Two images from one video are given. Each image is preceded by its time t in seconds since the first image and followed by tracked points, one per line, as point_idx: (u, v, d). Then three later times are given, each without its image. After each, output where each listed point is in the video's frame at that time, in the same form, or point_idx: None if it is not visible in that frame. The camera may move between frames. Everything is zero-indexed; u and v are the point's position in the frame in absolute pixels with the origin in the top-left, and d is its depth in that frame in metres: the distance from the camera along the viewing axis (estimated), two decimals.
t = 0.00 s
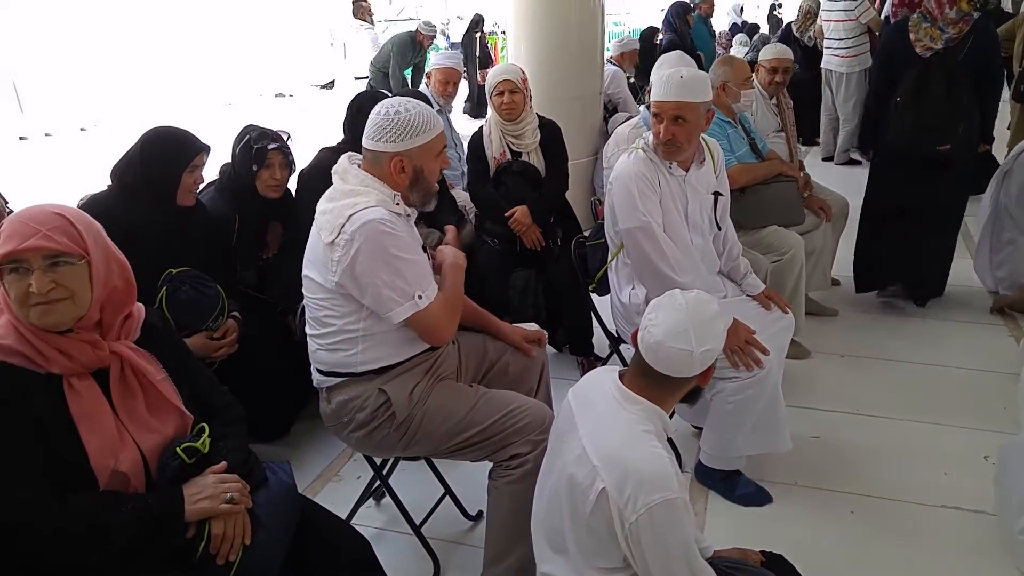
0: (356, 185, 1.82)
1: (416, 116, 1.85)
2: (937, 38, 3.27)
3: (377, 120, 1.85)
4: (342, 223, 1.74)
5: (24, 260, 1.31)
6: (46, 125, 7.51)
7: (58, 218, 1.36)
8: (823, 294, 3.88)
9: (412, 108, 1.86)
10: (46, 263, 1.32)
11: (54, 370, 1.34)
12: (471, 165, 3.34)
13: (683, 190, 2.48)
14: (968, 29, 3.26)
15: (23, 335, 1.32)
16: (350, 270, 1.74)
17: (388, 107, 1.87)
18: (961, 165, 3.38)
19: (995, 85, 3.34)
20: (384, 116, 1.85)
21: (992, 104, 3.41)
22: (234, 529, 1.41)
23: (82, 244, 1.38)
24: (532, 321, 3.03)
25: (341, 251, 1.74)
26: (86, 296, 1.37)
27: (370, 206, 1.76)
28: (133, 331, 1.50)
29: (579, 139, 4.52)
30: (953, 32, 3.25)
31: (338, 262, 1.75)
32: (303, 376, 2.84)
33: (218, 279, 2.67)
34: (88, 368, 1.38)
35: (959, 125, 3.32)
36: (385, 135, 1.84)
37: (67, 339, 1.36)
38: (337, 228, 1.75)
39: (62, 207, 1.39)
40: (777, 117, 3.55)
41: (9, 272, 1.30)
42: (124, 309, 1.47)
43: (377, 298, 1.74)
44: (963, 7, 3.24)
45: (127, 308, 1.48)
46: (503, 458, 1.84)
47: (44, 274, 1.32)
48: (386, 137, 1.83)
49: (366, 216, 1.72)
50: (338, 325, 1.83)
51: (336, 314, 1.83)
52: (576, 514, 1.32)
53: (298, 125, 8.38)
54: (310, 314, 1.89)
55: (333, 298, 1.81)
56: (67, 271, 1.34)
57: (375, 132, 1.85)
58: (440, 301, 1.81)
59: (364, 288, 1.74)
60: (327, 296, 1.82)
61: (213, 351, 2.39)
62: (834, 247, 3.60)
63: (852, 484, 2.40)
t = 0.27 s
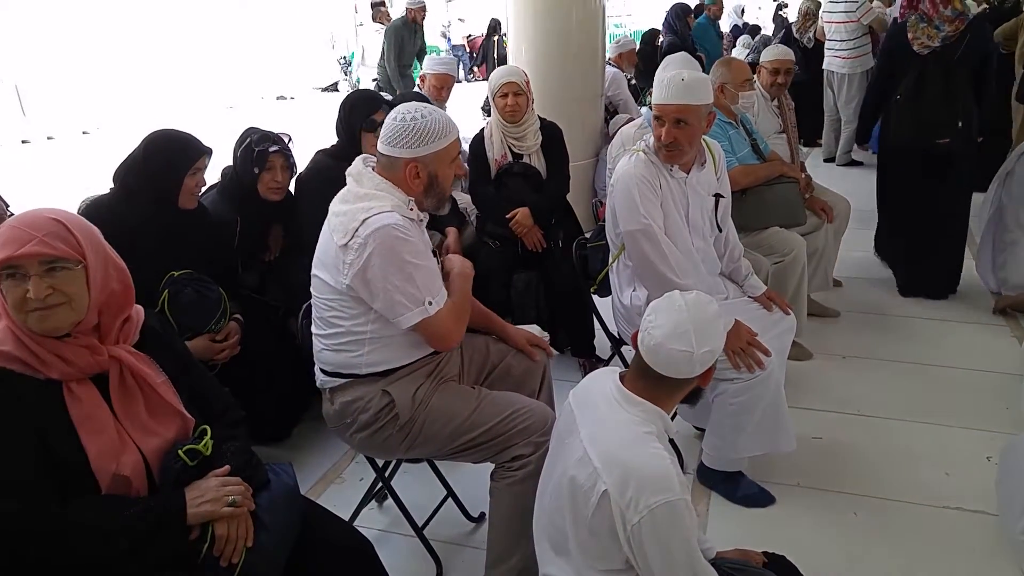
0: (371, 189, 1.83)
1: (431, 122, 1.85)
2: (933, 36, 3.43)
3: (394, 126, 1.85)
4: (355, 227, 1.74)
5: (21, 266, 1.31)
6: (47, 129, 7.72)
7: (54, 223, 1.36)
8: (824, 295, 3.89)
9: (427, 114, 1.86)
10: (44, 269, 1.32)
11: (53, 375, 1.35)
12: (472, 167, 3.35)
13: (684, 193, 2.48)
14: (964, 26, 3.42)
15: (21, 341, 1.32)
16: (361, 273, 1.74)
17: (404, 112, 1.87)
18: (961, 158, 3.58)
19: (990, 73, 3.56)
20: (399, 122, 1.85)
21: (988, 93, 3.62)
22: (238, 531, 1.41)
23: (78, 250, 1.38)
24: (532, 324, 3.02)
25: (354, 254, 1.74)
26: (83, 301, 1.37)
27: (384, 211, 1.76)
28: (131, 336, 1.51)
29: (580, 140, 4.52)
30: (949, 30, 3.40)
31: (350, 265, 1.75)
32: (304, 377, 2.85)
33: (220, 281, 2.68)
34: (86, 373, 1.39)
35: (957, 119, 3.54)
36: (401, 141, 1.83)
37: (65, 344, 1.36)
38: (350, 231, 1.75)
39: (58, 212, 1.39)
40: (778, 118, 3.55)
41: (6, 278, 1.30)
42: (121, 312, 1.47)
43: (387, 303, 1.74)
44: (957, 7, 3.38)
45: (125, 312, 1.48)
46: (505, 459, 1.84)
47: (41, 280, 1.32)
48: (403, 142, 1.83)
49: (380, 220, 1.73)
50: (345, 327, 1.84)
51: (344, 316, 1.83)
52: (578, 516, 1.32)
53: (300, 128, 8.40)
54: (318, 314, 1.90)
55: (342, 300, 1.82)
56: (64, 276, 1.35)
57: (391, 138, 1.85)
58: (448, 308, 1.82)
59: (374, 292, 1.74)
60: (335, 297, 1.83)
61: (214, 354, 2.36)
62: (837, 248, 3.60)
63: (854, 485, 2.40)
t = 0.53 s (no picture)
0: (384, 193, 1.81)
1: (444, 126, 1.85)
2: (917, 38, 3.55)
3: (407, 130, 1.85)
4: (368, 230, 1.73)
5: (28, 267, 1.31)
6: (50, 131, 7.81)
7: (61, 224, 1.36)
8: (827, 297, 3.88)
9: (439, 118, 1.86)
10: (51, 271, 1.32)
11: (57, 377, 1.34)
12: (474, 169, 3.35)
13: (686, 195, 2.48)
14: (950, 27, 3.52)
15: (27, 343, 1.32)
16: (373, 277, 1.73)
17: (417, 116, 1.87)
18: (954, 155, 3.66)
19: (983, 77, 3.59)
20: (413, 126, 1.85)
21: (985, 94, 3.64)
22: (240, 532, 1.41)
23: (84, 251, 1.38)
24: (535, 325, 3.03)
25: (366, 258, 1.73)
26: (90, 303, 1.37)
27: (397, 215, 1.74)
28: (134, 338, 1.50)
29: (582, 142, 4.52)
30: (935, 31, 3.51)
31: (362, 268, 1.74)
32: (306, 379, 2.85)
33: (222, 282, 2.68)
34: (90, 374, 1.38)
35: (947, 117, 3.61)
36: (415, 146, 1.83)
37: (71, 345, 1.36)
38: (363, 234, 1.73)
39: (63, 214, 1.38)
40: (782, 120, 3.55)
41: (12, 280, 1.30)
42: (125, 314, 1.47)
43: (398, 306, 1.73)
44: (942, 10, 3.47)
45: (128, 313, 1.48)
46: (507, 461, 1.83)
47: (48, 282, 1.32)
48: (418, 147, 1.83)
49: (393, 224, 1.71)
50: (353, 328, 1.83)
51: (353, 319, 1.82)
52: (581, 518, 1.31)
53: (302, 129, 8.41)
54: (325, 313, 1.89)
55: (351, 302, 1.81)
56: (71, 278, 1.34)
57: (405, 142, 1.84)
58: (457, 314, 1.81)
59: (386, 296, 1.73)
60: (345, 299, 1.82)
61: (216, 356, 2.34)
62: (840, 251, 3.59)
63: (857, 488, 2.39)
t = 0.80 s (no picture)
0: (399, 196, 1.81)
1: (456, 130, 1.85)
2: (911, 32, 3.82)
3: (418, 133, 1.84)
4: (384, 233, 1.72)
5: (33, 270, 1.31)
6: (52, 134, 8.00)
7: (64, 225, 1.37)
8: (829, 297, 3.88)
9: (453, 121, 1.86)
10: (55, 273, 1.32)
11: (61, 380, 1.34)
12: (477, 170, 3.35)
13: (690, 196, 2.48)
14: (943, 21, 3.77)
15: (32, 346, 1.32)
16: (389, 280, 1.72)
17: (431, 119, 1.86)
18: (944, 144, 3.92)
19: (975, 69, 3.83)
20: (427, 129, 1.85)
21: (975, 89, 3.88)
22: (243, 534, 1.41)
23: (87, 252, 1.38)
24: (537, 326, 3.04)
25: (381, 261, 1.72)
26: (94, 304, 1.38)
27: (413, 218, 1.74)
28: (137, 341, 1.50)
29: (584, 143, 4.52)
30: (926, 26, 3.77)
31: (376, 271, 1.73)
32: (308, 380, 2.85)
33: (224, 284, 2.68)
34: (94, 377, 1.38)
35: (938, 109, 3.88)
36: (430, 149, 1.83)
37: (76, 348, 1.36)
38: (379, 237, 1.72)
39: (66, 216, 1.39)
40: (784, 121, 3.55)
41: (17, 282, 1.30)
42: (128, 316, 1.48)
43: (413, 309, 1.73)
44: (933, 5, 3.75)
45: (131, 316, 1.48)
46: (511, 462, 1.83)
47: (53, 284, 1.32)
48: (433, 151, 1.83)
49: (410, 228, 1.70)
50: (363, 328, 1.82)
51: (365, 320, 1.81)
52: (585, 519, 1.31)
53: (305, 131, 8.43)
54: (334, 311, 1.88)
55: (363, 302, 1.80)
56: (75, 279, 1.35)
57: (419, 146, 1.84)
58: (473, 317, 1.81)
59: (400, 298, 1.73)
60: (356, 301, 1.81)
61: (220, 356, 2.38)
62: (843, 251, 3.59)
63: (861, 489, 2.38)
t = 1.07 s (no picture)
0: (413, 200, 1.80)
1: (468, 132, 1.85)
2: (913, 33, 3.92)
3: (432, 135, 1.84)
4: (398, 236, 1.71)
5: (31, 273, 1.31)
6: (52, 135, 8.00)
7: (63, 227, 1.37)
8: (830, 298, 3.87)
9: (465, 124, 1.86)
10: (54, 275, 1.32)
11: (60, 383, 1.34)
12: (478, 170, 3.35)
13: (693, 196, 2.48)
14: (944, 23, 3.89)
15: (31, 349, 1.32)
16: (403, 283, 1.72)
17: (443, 122, 1.86)
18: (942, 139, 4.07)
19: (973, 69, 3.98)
20: (439, 132, 1.84)
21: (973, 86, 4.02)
22: (243, 537, 1.41)
23: (86, 253, 1.38)
24: (539, 328, 3.06)
25: (395, 264, 1.71)
26: (94, 305, 1.38)
27: (428, 222, 1.73)
28: (136, 343, 1.50)
29: (586, 143, 4.51)
30: (928, 26, 3.88)
31: (390, 274, 1.73)
32: (310, 382, 2.85)
33: (225, 285, 2.68)
34: (92, 380, 1.38)
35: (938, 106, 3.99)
36: (442, 152, 1.83)
37: (75, 350, 1.36)
38: (393, 241, 1.72)
39: (64, 217, 1.39)
40: (786, 121, 3.55)
41: (15, 284, 1.30)
42: (126, 317, 1.48)
43: (427, 311, 1.73)
44: (935, 7, 3.85)
45: (129, 317, 1.48)
46: (514, 463, 1.83)
47: (52, 286, 1.32)
48: (445, 154, 1.83)
49: (425, 232, 1.70)
50: (373, 328, 1.82)
51: (376, 321, 1.81)
52: (587, 521, 1.31)
53: (306, 132, 8.43)
54: (343, 311, 1.88)
55: (375, 304, 1.79)
56: (74, 281, 1.35)
57: (432, 149, 1.84)
58: (486, 320, 1.82)
59: (413, 301, 1.72)
60: (368, 302, 1.80)
61: (220, 358, 2.37)
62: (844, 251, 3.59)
63: (863, 489, 2.38)
